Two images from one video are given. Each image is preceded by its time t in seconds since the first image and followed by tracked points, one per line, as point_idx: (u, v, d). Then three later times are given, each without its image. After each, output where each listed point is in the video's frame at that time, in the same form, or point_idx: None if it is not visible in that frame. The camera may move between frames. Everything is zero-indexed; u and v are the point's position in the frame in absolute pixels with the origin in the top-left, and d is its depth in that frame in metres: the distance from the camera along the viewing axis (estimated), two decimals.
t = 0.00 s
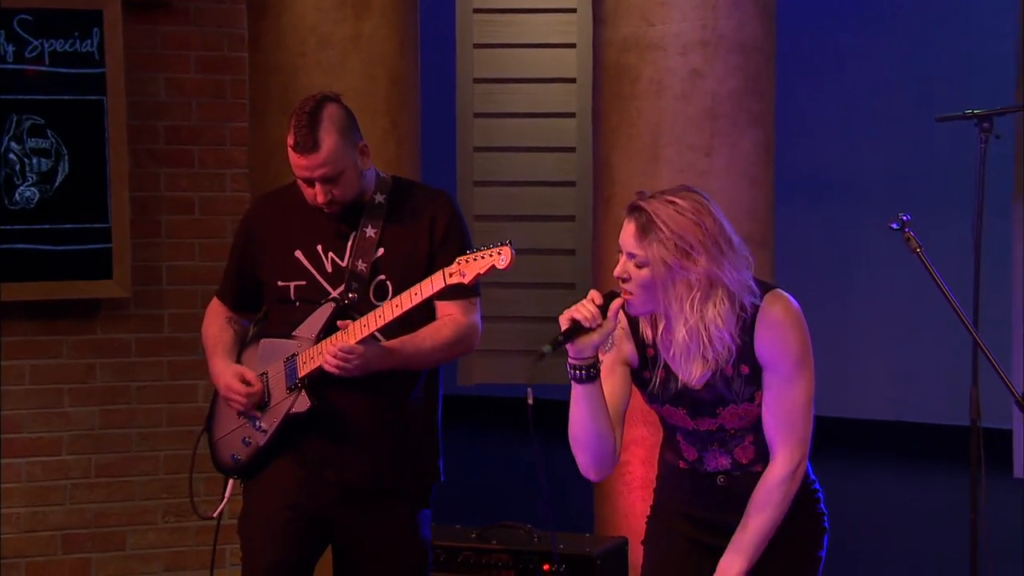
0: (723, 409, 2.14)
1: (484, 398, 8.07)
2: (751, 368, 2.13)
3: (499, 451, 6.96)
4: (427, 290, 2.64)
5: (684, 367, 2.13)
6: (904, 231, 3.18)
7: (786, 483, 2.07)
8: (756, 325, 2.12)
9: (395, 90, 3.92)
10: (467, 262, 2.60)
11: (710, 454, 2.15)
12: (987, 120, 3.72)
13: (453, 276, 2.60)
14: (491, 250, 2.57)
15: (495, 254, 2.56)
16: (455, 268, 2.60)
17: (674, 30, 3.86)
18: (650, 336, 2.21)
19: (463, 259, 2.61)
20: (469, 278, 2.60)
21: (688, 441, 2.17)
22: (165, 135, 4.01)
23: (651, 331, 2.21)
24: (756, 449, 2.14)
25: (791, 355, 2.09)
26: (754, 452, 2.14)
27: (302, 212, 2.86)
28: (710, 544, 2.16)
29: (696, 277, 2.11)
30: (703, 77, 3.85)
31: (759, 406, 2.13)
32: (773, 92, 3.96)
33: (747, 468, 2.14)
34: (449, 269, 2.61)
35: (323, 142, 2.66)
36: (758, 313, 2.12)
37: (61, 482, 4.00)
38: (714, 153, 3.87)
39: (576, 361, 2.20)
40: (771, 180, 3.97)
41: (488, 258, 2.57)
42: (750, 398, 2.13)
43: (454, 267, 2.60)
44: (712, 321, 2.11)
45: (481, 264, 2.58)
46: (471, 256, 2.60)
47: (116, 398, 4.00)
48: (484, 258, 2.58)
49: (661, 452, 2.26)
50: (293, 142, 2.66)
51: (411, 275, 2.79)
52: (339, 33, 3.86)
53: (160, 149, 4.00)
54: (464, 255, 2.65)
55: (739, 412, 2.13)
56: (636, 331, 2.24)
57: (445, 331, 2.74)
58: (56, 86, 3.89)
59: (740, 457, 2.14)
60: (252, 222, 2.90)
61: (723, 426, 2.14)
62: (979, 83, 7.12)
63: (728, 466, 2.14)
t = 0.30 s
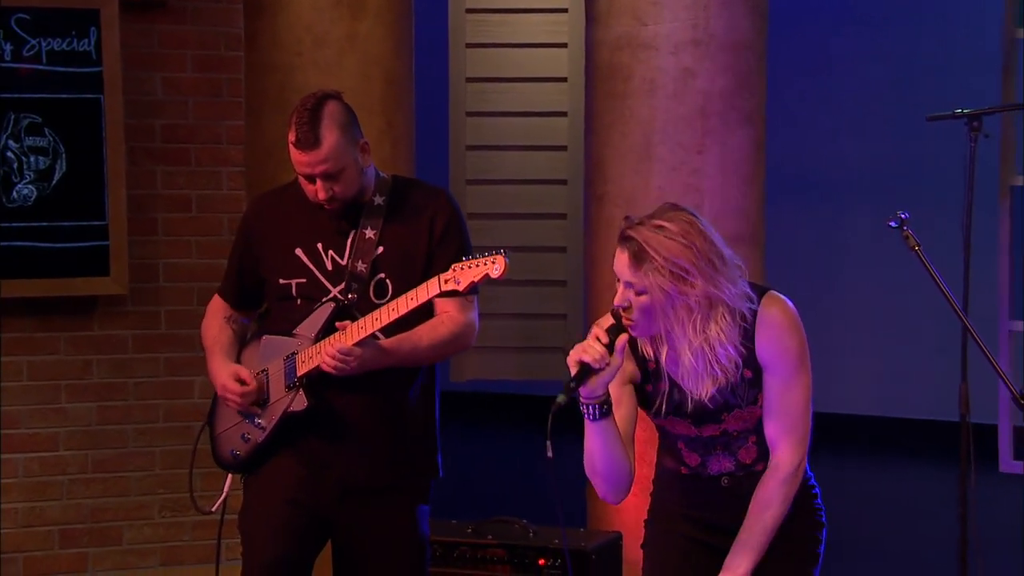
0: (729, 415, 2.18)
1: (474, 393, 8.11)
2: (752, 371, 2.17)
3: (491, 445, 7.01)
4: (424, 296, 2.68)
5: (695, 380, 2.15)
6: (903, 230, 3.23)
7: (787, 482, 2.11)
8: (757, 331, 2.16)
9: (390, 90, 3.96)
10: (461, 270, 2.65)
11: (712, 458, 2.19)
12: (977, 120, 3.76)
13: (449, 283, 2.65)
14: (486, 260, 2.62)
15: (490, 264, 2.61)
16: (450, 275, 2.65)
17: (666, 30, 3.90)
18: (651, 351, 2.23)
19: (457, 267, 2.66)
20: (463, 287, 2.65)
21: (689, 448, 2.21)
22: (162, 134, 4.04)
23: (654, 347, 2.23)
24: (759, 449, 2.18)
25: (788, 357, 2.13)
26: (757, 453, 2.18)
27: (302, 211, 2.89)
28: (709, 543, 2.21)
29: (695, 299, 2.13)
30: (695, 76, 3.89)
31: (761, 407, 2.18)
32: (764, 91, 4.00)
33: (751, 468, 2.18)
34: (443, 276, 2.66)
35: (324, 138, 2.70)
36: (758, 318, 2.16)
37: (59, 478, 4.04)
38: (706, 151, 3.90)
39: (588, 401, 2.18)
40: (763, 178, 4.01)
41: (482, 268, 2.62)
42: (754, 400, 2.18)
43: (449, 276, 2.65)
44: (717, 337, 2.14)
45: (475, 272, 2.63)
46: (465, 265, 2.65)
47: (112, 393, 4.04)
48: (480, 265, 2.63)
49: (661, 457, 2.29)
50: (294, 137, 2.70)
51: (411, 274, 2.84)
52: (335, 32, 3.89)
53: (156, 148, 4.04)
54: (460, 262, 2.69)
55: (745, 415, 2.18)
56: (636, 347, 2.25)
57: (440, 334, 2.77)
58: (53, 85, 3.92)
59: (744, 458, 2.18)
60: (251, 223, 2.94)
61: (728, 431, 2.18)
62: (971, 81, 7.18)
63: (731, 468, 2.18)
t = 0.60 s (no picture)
0: (711, 407, 2.23)
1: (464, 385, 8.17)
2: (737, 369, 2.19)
3: (482, 438, 7.06)
4: (420, 294, 2.74)
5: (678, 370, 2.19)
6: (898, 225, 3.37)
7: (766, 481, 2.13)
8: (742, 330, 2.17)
9: (384, 86, 4.00)
10: (461, 269, 2.71)
11: (705, 449, 2.25)
12: (965, 116, 3.81)
13: (448, 282, 2.71)
14: (486, 259, 2.68)
15: (490, 262, 2.66)
16: (449, 273, 2.71)
17: (657, 28, 3.94)
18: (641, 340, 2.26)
19: (457, 266, 2.72)
20: (463, 286, 2.70)
21: (684, 434, 2.27)
22: (158, 130, 4.07)
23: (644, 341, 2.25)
24: (749, 445, 2.23)
25: (775, 358, 2.14)
26: (747, 449, 2.23)
27: (302, 207, 2.93)
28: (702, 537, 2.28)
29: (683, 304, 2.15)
30: (686, 73, 3.93)
31: (743, 405, 2.21)
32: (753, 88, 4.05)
33: (741, 464, 2.23)
34: (443, 275, 2.72)
35: (324, 134, 2.74)
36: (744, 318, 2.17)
37: (57, 470, 4.07)
38: (697, 147, 3.95)
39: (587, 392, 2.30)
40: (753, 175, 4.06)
41: (482, 266, 2.67)
42: (734, 397, 2.21)
43: (449, 274, 2.71)
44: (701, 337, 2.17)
45: (475, 271, 2.69)
46: (466, 263, 2.71)
47: (109, 387, 4.08)
48: (479, 265, 2.69)
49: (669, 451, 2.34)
50: (295, 133, 2.74)
51: (408, 271, 2.88)
52: (329, 30, 3.93)
53: (153, 144, 4.07)
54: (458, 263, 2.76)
55: (727, 410, 2.22)
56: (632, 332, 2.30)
57: (434, 331, 2.81)
58: (50, 82, 3.95)
59: (734, 453, 2.23)
60: (253, 217, 2.98)
61: (715, 422, 2.23)
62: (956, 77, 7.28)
63: (723, 461, 2.24)
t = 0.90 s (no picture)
0: (708, 379, 2.21)
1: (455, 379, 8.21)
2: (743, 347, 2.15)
3: (474, 432, 7.11)
4: (421, 289, 2.77)
5: (679, 336, 2.18)
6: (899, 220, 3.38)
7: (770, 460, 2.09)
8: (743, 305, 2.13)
9: (381, 83, 4.05)
10: (460, 263, 2.72)
11: (707, 425, 2.24)
12: (955, 114, 3.87)
13: (448, 277, 2.72)
14: (485, 254, 2.70)
15: (489, 259, 2.69)
16: (448, 271, 2.72)
17: (651, 25, 3.99)
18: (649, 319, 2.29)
19: (456, 261, 2.73)
20: (462, 280, 2.72)
21: (689, 411, 2.27)
22: (157, 126, 4.11)
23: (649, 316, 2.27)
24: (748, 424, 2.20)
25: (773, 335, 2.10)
26: (746, 428, 2.21)
27: (302, 203, 2.96)
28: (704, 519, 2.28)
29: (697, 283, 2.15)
30: (680, 70, 3.98)
31: (738, 379, 2.19)
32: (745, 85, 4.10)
33: (741, 442, 2.21)
34: (443, 270, 2.73)
35: (324, 131, 2.78)
36: (739, 290, 2.15)
37: (55, 463, 4.11)
38: (691, 143, 4.00)
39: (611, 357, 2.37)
40: (745, 171, 4.11)
41: (481, 262, 2.70)
42: (729, 371, 2.19)
43: (449, 269, 2.73)
44: (707, 304, 2.15)
45: (474, 267, 2.71)
46: (464, 258, 2.72)
47: (108, 380, 4.12)
48: (476, 261, 2.71)
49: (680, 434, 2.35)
50: (295, 129, 2.78)
51: (410, 266, 2.91)
52: (326, 27, 3.98)
53: (151, 139, 4.11)
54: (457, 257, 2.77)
55: (723, 384, 2.20)
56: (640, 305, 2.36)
57: (436, 327, 2.83)
58: (50, 78, 3.99)
59: (734, 431, 2.21)
60: (253, 213, 3.01)
61: (714, 398, 2.22)
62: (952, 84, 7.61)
63: (723, 440, 2.23)
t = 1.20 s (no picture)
0: (720, 346, 2.18)
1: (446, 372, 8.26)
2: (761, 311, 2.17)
3: (467, 425, 7.15)
4: (421, 285, 2.86)
5: (718, 295, 2.15)
6: (898, 216, 3.42)
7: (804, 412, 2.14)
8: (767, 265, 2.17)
9: (376, 79, 4.09)
10: (460, 261, 2.84)
11: (703, 403, 2.19)
12: (945, 110, 3.92)
13: (448, 273, 2.84)
14: (486, 251, 2.81)
15: (490, 255, 2.80)
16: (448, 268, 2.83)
17: (644, 23, 4.03)
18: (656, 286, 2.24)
19: (456, 258, 2.84)
20: (462, 277, 2.84)
21: (681, 391, 2.20)
22: (154, 122, 4.15)
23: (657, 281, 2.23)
24: (749, 398, 2.18)
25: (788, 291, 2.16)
26: (747, 400, 2.18)
27: (302, 200, 2.98)
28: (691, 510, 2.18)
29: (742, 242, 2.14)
30: (672, 67, 4.03)
31: (753, 341, 2.18)
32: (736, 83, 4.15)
33: (739, 415, 2.17)
34: (444, 266, 2.84)
35: (325, 130, 2.81)
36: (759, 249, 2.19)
37: (54, 456, 4.15)
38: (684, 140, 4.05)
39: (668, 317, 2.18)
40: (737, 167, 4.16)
41: (482, 259, 2.81)
42: (746, 334, 2.18)
43: (449, 266, 2.84)
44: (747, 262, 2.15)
45: (474, 264, 2.83)
46: (464, 256, 2.84)
47: (107, 374, 4.16)
48: (477, 257, 2.81)
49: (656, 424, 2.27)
50: (296, 128, 2.80)
51: (409, 260, 2.95)
52: (322, 24, 4.02)
53: (150, 135, 4.15)
54: (456, 253, 2.88)
55: (736, 349, 2.18)
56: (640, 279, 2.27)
57: (438, 322, 2.87)
58: (49, 74, 4.03)
59: (733, 403, 2.18)
60: (252, 209, 3.03)
61: (718, 370, 2.18)
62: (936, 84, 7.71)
63: (720, 416, 2.17)
